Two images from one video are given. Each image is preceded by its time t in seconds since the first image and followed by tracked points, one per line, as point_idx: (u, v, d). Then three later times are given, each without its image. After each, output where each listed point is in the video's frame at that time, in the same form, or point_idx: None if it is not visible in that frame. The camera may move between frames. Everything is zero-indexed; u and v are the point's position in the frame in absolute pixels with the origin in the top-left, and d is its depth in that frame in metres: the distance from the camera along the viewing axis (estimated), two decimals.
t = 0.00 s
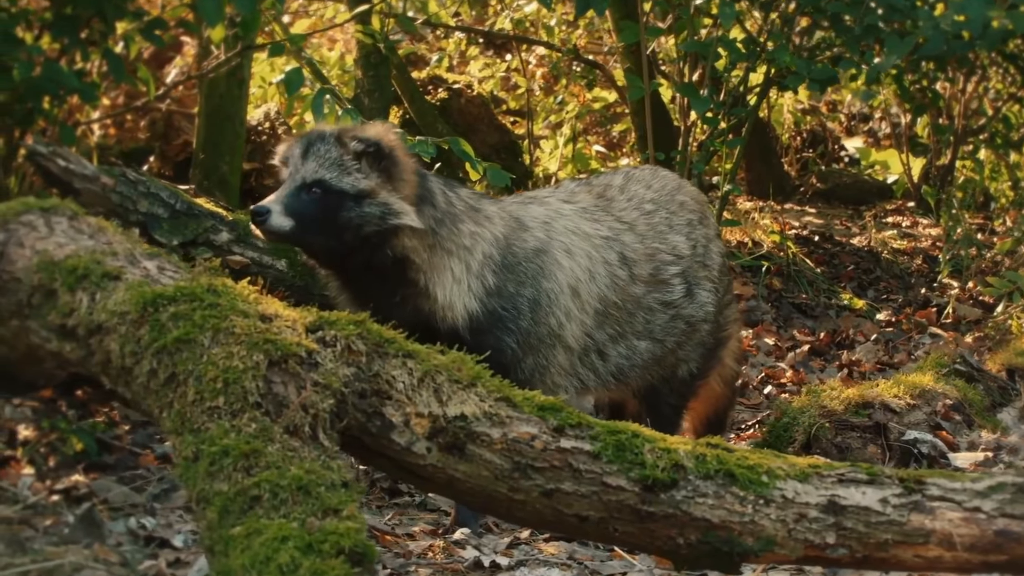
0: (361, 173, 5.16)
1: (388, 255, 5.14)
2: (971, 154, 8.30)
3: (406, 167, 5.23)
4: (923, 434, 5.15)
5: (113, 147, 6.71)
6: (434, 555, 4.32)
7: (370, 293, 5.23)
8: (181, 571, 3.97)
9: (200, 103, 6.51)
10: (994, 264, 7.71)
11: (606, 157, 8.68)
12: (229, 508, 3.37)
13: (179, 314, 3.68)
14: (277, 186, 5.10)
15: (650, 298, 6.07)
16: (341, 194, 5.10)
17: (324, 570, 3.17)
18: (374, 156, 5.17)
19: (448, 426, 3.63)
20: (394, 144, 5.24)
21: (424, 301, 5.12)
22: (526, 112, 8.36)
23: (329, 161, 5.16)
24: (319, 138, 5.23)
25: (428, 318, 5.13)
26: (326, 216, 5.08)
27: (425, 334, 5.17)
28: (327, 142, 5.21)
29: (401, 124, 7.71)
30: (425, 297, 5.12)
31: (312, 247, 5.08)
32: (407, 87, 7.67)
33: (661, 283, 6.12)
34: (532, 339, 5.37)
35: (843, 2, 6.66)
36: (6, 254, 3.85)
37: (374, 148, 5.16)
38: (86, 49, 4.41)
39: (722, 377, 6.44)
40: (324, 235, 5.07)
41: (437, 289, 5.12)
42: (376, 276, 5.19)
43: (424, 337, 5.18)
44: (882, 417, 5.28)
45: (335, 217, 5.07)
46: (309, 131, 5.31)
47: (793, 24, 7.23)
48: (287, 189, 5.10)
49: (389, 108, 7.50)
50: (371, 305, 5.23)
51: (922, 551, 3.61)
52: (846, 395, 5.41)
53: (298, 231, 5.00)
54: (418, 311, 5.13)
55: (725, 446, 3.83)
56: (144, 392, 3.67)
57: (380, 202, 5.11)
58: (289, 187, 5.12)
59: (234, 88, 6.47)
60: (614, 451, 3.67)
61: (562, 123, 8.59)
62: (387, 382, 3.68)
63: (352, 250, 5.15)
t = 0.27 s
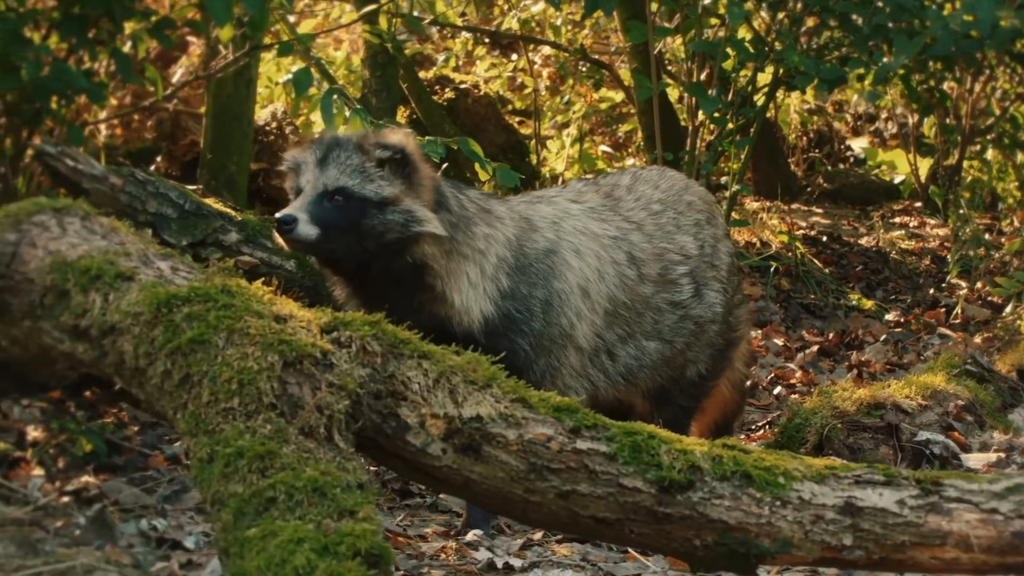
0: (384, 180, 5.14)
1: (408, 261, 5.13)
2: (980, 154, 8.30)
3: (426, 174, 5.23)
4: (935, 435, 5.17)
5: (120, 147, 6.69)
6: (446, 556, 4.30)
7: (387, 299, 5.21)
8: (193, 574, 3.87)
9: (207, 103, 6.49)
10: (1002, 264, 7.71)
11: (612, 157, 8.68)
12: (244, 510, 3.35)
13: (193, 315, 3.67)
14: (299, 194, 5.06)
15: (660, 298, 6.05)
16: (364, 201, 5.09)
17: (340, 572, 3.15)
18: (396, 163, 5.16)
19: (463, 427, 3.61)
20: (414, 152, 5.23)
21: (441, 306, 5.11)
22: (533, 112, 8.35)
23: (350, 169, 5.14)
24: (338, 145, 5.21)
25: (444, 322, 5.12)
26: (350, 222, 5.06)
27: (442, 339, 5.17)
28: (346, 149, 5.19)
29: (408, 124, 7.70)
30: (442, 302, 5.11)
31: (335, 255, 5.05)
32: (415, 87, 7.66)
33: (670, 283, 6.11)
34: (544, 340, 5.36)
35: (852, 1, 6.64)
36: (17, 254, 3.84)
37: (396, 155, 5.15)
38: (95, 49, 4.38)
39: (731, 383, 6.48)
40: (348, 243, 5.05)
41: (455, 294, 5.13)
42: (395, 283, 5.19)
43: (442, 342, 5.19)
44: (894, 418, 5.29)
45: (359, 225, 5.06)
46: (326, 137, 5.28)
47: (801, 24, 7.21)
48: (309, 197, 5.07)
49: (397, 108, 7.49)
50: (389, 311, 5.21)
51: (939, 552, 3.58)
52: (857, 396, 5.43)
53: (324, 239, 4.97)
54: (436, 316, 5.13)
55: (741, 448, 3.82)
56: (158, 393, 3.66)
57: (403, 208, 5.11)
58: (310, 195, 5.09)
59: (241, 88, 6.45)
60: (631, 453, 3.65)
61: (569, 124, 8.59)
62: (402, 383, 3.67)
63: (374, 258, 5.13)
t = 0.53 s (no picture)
0: (401, 196, 5.08)
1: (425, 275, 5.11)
2: (984, 153, 8.31)
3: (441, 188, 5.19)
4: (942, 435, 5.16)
5: (124, 146, 6.69)
6: (454, 557, 4.29)
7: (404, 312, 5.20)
8: None
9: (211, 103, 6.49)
10: (1007, 263, 7.70)
11: (615, 157, 8.67)
12: (252, 510, 3.34)
13: (201, 315, 3.66)
14: (316, 215, 4.99)
15: (665, 294, 6.04)
16: (382, 220, 5.03)
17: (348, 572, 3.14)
18: (413, 180, 5.11)
19: (472, 428, 3.60)
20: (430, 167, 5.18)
21: (456, 315, 5.11)
22: (537, 112, 8.35)
23: (366, 187, 5.07)
24: (353, 162, 5.14)
25: (458, 330, 5.12)
26: (368, 241, 5.01)
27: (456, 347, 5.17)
28: (361, 166, 5.12)
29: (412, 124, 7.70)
30: (456, 311, 5.11)
31: (354, 275, 5.01)
32: (419, 87, 7.67)
33: (675, 278, 6.09)
34: (553, 340, 5.36)
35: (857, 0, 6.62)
36: (24, 254, 3.84)
37: (413, 172, 5.09)
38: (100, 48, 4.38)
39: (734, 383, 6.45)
40: (368, 263, 5.01)
41: (469, 303, 5.12)
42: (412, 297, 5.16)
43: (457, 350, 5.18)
44: (901, 418, 5.28)
45: (378, 244, 5.01)
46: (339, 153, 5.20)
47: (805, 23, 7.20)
48: (326, 217, 5.00)
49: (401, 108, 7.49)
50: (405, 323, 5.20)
51: (949, 553, 3.56)
52: (864, 396, 5.42)
53: (345, 260, 4.93)
54: (450, 324, 5.12)
55: (751, 448, 3.80)
56: (166, 393, 3.65)
57: (421, 224, 5.06)
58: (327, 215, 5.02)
59: (246, 88, 6.44)
60: (640, 453, 3.64)
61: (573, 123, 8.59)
62: (411, 383, 3.66)
63: (392, 275, 5.09)
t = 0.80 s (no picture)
0: (425, 222, 5.05)
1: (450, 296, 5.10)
2: (989, 152, 8.31)
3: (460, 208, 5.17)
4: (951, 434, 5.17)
5: (129, 146, 6.67)
6: (462, 557, 4.27)
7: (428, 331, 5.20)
8: None
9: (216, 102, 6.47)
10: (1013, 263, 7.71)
11: (620, 156, 8.66)
12: (263, 511, 3.32)
13: (211, 315, 3.65)
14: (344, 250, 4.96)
15: (672, 291, 6.03)
16: (409, 249, 5.01)
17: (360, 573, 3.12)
18: (435, 204, 5.08)
19: (483, 428, 3.59)
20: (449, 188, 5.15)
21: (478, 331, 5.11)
22: (542, 111, 8.35)
23: (391, 217, 5.03)
24: (373, 190, 5.09)
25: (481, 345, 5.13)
26: (397, 272, 4.99)
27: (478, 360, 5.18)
28: (382, 194, 5.08)
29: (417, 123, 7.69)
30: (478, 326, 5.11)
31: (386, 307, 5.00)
32: (423, 85, 7.66)
33: (681, 274, 6.08)
34: (563, 341, 5.36)
35: None
36: (32, 254, 3.79)
37: (436, 197, 5.06)
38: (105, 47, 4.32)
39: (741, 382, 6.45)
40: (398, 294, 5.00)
41: (489, 316, 5.11)
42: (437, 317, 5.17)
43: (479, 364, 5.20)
44: (909, 418, 5.29)
45: (407, 274, 5.00)
46: (356, 180, 5.13)
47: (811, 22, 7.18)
48: (354, 252, 4.97)
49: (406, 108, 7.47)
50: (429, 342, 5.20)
51: (961, 554, 3.54)
52: (873, 396, 5.42)
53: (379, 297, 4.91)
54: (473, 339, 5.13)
55: (762, 448, 3.79)
56: (176, 393, 3.63)
57: (447, 249, 5.05)
58: (354, 249, 4.98)
59: (251, 88, 6.42)
60: (652, 453, 3.63)
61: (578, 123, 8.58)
62: (422, 384, 3.64)
63: (420, 300, 5.09)
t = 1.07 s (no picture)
0: (451, 260, 4.99)
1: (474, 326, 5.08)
2: (993, 153, 8.30)
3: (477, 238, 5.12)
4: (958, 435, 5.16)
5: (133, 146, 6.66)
6: (470, 559, 4.25)
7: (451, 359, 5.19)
8: None
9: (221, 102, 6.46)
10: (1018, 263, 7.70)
11: (624, 157, 8.65)
12: (271, 512, 3.31)
13: (219, 316, 3.64)
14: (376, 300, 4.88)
15: (676, 289, 6.01)
16: (438, 290, 4.95)
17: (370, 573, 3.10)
18: (457, 241, 5.01)
19: (492, 429, 3.57)
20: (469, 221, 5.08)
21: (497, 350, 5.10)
22: (546, 111, 8.35)
23: (418, 260, 4.96)
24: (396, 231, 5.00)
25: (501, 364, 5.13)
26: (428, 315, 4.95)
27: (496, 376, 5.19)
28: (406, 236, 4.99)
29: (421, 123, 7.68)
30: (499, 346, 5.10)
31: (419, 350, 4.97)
32: (427, 86, 7.66)
33: (685, 271, 6.06)
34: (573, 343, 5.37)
35: None
36: (39, 254, 3.81)
37: (459, 233, 5.00)
38: (110, 46, 4.30)
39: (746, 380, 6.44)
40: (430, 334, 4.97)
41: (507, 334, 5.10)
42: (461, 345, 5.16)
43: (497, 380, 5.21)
44: (917, 418, 5.26)
45: (437, 315, 4.96)
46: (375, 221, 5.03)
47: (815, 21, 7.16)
48: (385, 299, 4.90)
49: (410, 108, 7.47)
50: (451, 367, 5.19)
51: (972, 555, 3.51)
52: (881, 397, 5.41)
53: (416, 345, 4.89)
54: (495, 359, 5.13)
55: (772, 449, 3.77)
56: (183, 394, 3.62)
57: (471, 283, 5.02)
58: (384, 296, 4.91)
59: (255, 88, 6.41)
60: (661, 454, 3.62)
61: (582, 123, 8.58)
62: (431, 384, 3.63)
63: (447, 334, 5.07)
